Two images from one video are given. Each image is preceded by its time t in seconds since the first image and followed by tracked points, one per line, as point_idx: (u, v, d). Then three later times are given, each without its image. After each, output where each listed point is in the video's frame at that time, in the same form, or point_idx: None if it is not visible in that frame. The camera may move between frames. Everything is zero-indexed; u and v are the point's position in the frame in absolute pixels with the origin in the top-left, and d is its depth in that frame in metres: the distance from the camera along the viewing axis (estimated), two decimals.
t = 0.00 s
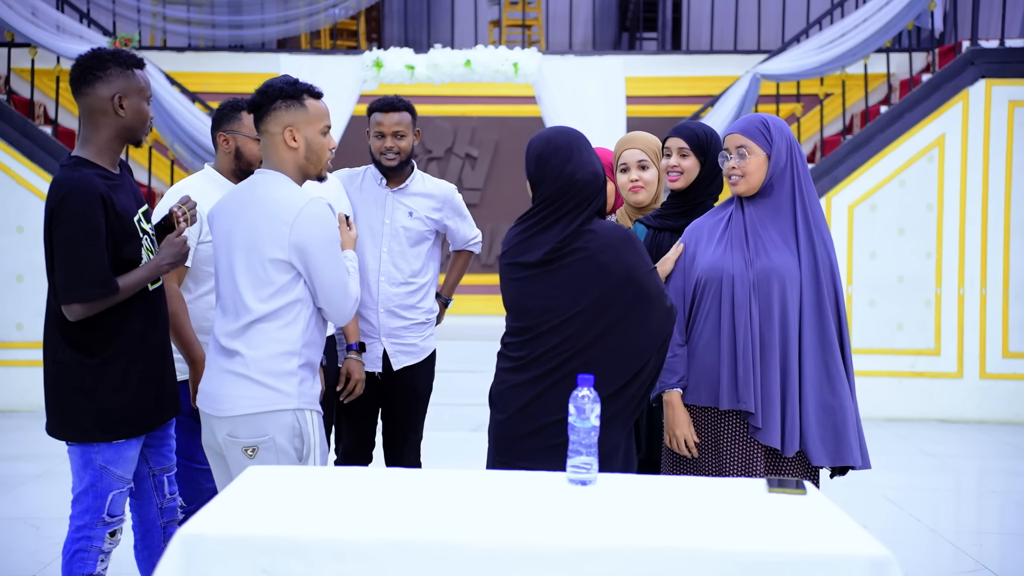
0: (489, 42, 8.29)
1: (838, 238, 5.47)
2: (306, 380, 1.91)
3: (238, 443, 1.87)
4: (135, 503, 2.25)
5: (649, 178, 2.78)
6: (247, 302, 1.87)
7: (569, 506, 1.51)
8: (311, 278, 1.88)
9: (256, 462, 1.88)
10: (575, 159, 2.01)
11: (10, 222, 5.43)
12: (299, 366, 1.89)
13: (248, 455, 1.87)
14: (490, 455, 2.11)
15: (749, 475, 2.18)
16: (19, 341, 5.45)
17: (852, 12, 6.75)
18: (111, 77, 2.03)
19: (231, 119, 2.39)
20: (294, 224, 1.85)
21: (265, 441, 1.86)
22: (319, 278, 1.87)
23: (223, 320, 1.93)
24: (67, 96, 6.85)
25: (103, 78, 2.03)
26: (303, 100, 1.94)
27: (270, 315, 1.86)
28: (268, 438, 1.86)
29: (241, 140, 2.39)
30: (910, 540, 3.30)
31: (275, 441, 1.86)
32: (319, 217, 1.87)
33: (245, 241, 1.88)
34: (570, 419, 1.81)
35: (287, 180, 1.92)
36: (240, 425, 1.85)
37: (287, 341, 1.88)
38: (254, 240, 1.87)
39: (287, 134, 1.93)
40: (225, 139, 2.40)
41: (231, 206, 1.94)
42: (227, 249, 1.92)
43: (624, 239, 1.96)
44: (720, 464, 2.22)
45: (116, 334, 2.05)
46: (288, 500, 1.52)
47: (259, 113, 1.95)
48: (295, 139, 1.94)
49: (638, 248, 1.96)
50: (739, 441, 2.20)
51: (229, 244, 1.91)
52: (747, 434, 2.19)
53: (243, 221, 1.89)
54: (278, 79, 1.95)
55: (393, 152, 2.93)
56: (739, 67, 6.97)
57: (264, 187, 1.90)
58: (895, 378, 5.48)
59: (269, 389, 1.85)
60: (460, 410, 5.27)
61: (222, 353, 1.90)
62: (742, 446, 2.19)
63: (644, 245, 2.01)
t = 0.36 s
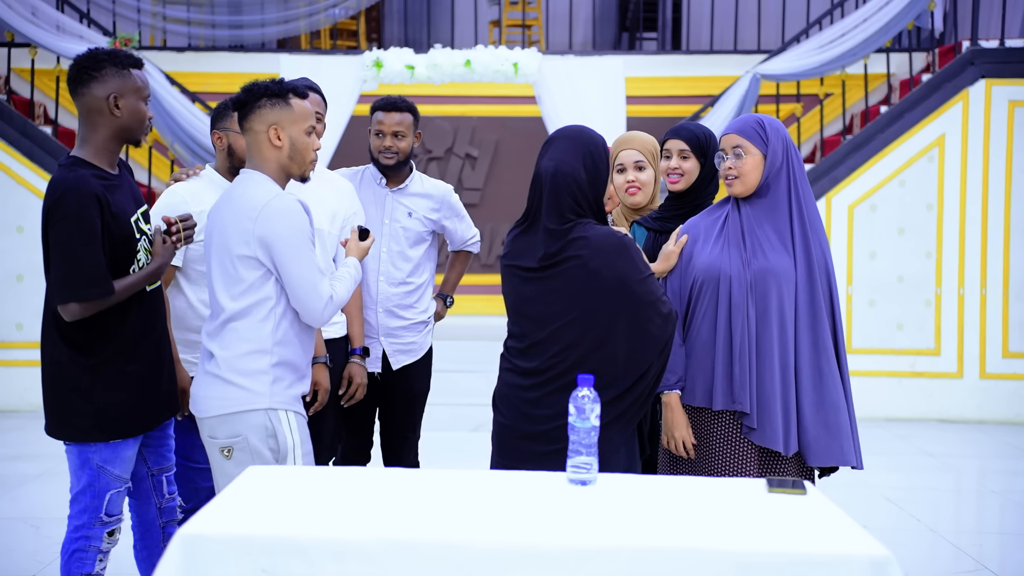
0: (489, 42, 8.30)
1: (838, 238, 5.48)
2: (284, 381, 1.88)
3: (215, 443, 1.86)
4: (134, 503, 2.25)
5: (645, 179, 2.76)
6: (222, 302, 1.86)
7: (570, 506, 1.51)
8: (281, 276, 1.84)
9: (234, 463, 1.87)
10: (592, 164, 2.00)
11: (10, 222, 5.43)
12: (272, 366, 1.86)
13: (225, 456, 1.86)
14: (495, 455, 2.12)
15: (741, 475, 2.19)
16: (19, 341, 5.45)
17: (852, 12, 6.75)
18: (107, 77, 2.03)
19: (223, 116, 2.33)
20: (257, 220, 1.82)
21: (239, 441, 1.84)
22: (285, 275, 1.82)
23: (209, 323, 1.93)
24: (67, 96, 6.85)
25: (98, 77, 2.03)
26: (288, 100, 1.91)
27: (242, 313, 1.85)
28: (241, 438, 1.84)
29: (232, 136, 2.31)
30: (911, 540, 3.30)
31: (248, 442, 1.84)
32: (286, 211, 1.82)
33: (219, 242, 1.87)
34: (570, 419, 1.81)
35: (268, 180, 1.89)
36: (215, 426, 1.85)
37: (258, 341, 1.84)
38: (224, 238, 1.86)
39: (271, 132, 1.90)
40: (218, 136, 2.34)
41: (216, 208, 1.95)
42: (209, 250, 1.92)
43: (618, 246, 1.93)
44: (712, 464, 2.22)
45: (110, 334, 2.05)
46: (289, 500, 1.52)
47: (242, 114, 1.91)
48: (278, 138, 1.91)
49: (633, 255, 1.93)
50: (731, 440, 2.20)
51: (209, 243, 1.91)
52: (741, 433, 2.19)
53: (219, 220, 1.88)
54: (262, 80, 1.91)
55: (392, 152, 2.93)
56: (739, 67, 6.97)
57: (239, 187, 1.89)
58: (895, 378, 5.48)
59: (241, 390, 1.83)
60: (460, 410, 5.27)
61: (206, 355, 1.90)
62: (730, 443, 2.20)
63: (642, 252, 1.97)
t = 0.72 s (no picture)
0: (489, 42, 8.30)
1: (837, 238, 5.48)
2: (292, 396, 1.86)
3: (222, 461, 1.84)
4: (136, 500, 2.26)
5: (639, 177, 2.77)
6: (225, 319, 1.82)
7: (569, 506, 1.51)
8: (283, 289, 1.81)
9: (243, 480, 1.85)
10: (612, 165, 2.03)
11: (10, 222, 5.43)
12: (281, 381, 1.84)
13: (234, 473, 1.84)
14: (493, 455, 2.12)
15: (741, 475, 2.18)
16: (19, 341, 5.45)
17: (852, 12, 6.75)
18: (99, 74, 2.03)
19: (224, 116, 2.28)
20: (261, 238, 1.78)
21: (246, 458, 1.82)
22: (288, 294, 1.79)
23: (207, 337, 1.89)
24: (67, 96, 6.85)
25: (91, 74, 2.03)
26: (280, 101, 1.88)
27: (246, 331, 1.81)
28: (249, 455, 1.82)
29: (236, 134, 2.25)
30: (911, 540, 3.30)
31: (257, 458, 1.82)
32: (294, 224, 1.80)
33: (216, 255, 1.83)
34: (570, 419, 1.81)
35: (264, 190, 1.85)
36: (222, 444, 1.82)
37: (266, 358, 1.82)
38: (223, 253, 1.81)
39: (265, 135, 1.86)
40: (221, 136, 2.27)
41: (207, 217, 1.89)
42: (204, 262, 1.87)
43: (628, 250, 1.94)
44: (711, 463, 2.23)
45: (107, 334, 2.04)
46: (289, 500, 1.52)
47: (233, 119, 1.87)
48: (271, 140, 1.87)
49: (640, 259, 1.95)
50: (733, 440, 2.19)
51: (206, 255, 1.86)
52: (742, 432, 2.19)
53: (216, 231, 1.83)
54: (249, 83, 1.88)
55: (402, 153, 2.92)
56: (739, 67, 6.97)
57: (235, 198, 1.84)
58: (894, 378, 5.48)
59: (253, 406, 1.81)
60: (460, 410, 5.27)
61: (207, 370, 1.87)
62: (728, 442, 2.20)
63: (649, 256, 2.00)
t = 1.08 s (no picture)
0: (489, 42, 8.30)
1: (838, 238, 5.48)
2: (278, 399, 1.83)
3: (203, 466, 1.78)
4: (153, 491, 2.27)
5: (644, 178, 2.76)
6: (217, 317, 1.76)
7: (569, 506, 1.51)
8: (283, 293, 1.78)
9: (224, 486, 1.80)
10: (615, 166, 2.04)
11: (10, 222, 5.43)
12: (269, 385, 1.80)
13: (215, 479, 1.80)
14: (492, 456, 2.13)
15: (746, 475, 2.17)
16: (19, 341, 5.45)
17: (852, 12, 6.75)
18: (103, 71, 2.04)
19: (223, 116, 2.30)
20: (273, 237, 1.74)
21: (231, 463, 1.78)
22: (290, 298, 1.75)
23: (187, 332, 1.81)
24: (67, 96, 6.85)
25: (95, 71, 2.04)
26: (287, 93, 1.86)
27: (240, 332, 1.76)
28: (235, 460, 1.78)
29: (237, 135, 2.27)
30: (910, 540, 3.30)
31: (243, 463, 1.78)
32: (300, 223, 1.76)
33: (216, 248, 1.76)
34: (570, 419, 1.81)
35: (272, 183, 1.81)
36: (205, 448, 1.77)
37: (259, 360, 1.78)
38: (225, 249, 1.75)
39: (275, 127, 1.84)
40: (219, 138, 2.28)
41: (201, 207, 1.82)
42: (199, 253, 1.79)
43: (642, 249, 1.95)
44: (717, 465, 2.21)
45: (98, 330, 2.05)
46: (289, 500, 1.52)
47: (240, 110, 1.83)
48: (282, 133, 1.84)
49: (653, 258, 1.96)
50: (741, 441, 2.18)
51: (202, 248, 1.79)
52: (749, 434, 2.18)
53: (217, 224, 1.77)
54: (254, 74, 1.86)
55: (418, 155, 2.93)
56: (739, 67, 6.97)
57: (240, 192, 1.78)
58: (895, 378, 5.48)
59: (239, 409, 1.76)
60: (460, 410, 5.27)
61: (185, 369, 1.79)
62: (731, 441, 2.19)
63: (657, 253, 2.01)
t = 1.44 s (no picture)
0: (489, 42, 8.29)
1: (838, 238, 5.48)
2: (272, 400, 1.82)
3: (196, 468, 1.76)
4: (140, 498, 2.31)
5: (654, 176, 2.77)
6: (210, 316, 1.74)
7: (569, 506, 1.51)
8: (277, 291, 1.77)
9: (215, 489, 1.78)
10: (580, 171, 2.03)
11: (10, 222, 5.43)
12: (265, 386, 1.79)
13: (206, 480, 1.77)
14: (479, 454, 2.13)
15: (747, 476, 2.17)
16: (19, 341, 5.44)
17: (852, 12, 6.74)
18: (127, 71, 2.07)
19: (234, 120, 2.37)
20: (268, 233, 1.74)
21: (225, 465, 1.76)
22: (286, 296, 1.76)
23: (179, 330, 1.80)
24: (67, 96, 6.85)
25: (120, 71, 2.07)
26: (273, 89, 1.86)
27: (234, 332, 1.76)
28: (228, 462, 1.76)
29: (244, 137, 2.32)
30: (911, 540, 3.30)
31: (236, 465, 1.77)
32: (295, 219, 1.77)
33: (209, 245, 1.75)
34: (570, 419, 1.81)
35: (258, 177, 1.81)
36: (198, 449, 1.75)
37: (253, 361, 1.77)
38: (219, 246, 1.75)
39: (262, 121, 1.83)
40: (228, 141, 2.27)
41: (192, 205, 1.81)
42: (190, 252, 1.78)
43: (612, 246, 1.95)
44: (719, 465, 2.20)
45: (110, 323, 2.06)
46: (289, 500, 1.52)
47: (223, 109, 1.82)
48: (269, 128, 1.84)
49: (624, 255, 1.96)
50: (743, 442, 2.18)
51: (194, 247, 1.78)
52: (753, 436, 2.18)
53: (209, 221, 1.76)
54: (239, 71, 1.85)
55: (423, 158, 2.92)
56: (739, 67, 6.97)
57: (229, 189, 1.78)
58: (895, 378, 5.48)
59: (232, 411, 1.75)
60: (460, 411, 5.27)
61: (179, 368, 1.78)
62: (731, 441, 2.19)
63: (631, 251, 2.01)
